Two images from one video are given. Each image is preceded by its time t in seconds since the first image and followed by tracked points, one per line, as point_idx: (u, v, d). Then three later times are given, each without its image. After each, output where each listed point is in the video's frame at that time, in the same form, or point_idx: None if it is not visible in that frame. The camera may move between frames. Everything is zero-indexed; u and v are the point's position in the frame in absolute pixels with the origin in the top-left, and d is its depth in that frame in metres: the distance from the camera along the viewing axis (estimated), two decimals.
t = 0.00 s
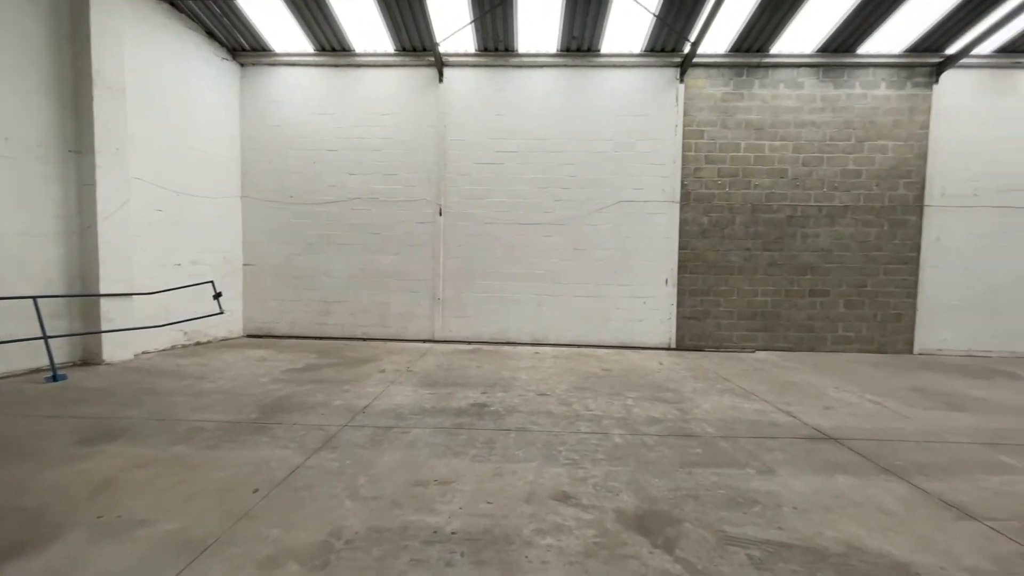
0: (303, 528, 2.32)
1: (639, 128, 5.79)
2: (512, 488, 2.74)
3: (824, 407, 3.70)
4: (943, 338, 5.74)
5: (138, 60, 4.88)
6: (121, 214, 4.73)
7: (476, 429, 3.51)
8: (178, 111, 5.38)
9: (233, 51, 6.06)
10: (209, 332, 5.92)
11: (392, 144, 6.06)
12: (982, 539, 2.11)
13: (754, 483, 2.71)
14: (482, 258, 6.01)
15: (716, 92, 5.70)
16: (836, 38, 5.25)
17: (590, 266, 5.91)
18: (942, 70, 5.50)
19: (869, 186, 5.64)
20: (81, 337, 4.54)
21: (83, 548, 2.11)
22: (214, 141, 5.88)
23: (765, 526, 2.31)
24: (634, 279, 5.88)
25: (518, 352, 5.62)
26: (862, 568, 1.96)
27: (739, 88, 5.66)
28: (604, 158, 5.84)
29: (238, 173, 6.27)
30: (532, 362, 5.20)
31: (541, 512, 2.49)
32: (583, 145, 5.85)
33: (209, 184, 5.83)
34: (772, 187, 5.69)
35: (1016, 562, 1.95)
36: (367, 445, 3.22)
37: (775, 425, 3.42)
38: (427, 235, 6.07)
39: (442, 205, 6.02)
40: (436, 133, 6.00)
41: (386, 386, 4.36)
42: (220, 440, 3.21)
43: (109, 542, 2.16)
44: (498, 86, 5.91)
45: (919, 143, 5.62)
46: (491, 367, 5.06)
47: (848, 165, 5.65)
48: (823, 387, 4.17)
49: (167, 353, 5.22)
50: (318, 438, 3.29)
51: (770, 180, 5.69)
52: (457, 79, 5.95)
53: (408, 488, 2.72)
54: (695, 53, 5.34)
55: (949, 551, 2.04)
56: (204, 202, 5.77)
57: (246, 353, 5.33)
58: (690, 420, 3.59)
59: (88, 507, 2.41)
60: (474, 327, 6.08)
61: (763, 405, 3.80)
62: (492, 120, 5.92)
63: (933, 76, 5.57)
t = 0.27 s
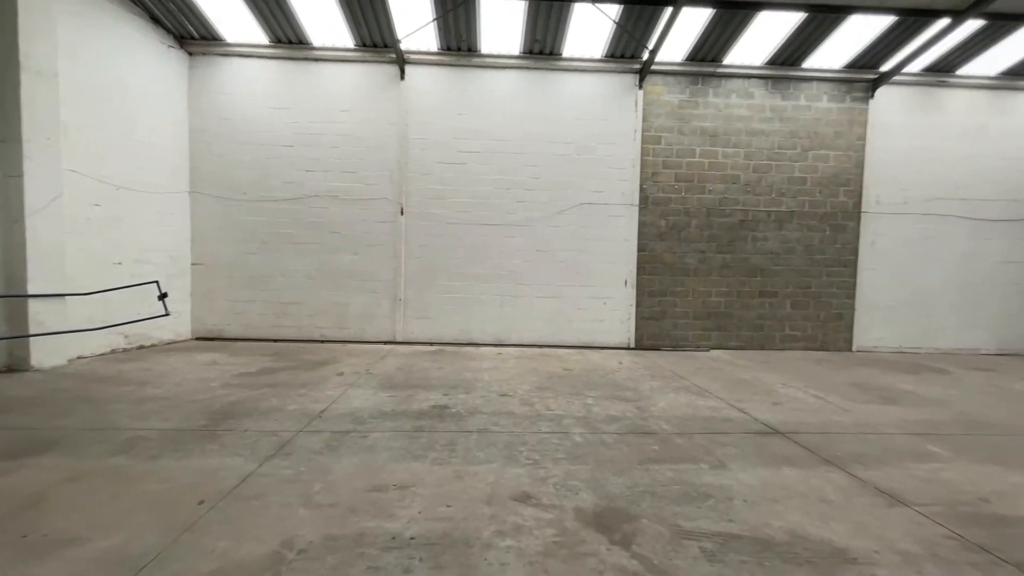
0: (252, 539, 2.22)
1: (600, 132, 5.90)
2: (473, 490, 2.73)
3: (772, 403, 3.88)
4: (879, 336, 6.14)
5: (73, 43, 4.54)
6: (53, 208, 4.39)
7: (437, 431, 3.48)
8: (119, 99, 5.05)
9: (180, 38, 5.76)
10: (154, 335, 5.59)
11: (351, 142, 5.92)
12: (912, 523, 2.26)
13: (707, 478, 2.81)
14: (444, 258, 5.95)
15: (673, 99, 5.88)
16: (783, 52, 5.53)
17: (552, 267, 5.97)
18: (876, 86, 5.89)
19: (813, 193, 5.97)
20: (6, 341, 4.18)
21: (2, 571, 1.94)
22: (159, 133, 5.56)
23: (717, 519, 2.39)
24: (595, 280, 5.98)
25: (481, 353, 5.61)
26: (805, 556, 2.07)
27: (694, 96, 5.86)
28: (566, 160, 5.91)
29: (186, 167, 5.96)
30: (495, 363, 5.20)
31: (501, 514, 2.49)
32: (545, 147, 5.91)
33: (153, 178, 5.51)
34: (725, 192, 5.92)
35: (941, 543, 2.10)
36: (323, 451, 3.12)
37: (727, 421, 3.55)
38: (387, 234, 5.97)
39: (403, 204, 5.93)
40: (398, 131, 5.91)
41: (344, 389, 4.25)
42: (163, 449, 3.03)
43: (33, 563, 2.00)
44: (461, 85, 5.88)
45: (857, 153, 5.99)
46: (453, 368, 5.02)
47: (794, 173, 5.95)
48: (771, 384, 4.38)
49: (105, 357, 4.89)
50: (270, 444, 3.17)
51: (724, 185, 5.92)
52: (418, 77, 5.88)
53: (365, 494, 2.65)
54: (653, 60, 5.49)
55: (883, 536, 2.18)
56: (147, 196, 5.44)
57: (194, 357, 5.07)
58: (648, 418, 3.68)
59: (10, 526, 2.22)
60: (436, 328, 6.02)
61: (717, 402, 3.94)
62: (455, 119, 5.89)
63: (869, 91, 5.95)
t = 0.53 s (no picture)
0: (195, 553, 2.09)
1: (562, 134, 5.97)
2: (432, 494, 2.69)
3: (724, 399, 4.03)
4: (822, 335, 6.50)
5: None
6: None
7: (396, 435, 3.41)
8: (50, 85, 4.68)
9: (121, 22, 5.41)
10: (89, 338, 5.22)
11: (308, 137, 5.73)
12: (850, 511, 2.39)
13: (662, 474, 2.88)
14: (404, 258, 5.86)
15: (632, 104, 6.03)
16: (734, 62, 5.78)
17: (514, 268, 5.99)
18: (819, 98, 6.24)
19: (762, 199, 6.26)
20: None
21: None
22: (97, 122, 5.20)
23: (671, 514, 2.45)
24: (556, 281, 6.04)
25: (442, 354, 5.56)
26: (753, 546, 2.15)
27: (652, 102, 6.02)
28: (529, 162, 5.95)
29: (126, 160, 5.60)
30: (456, 364, 5.16)
31: (460, 517, 2.46)
32: (508, 148, 5.92)
33: (90, 171, 5.14)
34: (681, 196, 6.11)
35: (874, 529, 2.23)
36: (275, 458, 3.00)
37: (681, 418, 3.66)
38: (346, 233, 5.82)
39: (363, 203, 5.80)
40: (357, 128, 5.77)
41: (299, 394, 4.10)
42: (97, 461, 2.82)
43: None
44: (422, 84, 5.80)
45: (802, 162, 6.33)
46: (414, 370, 4.95)
47: (745, 179, 6.22)
48: (723, 381, 4.55)
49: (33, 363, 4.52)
50: (218, 453, 3.01)
51: (679, 189, 6.11)
52: (378, 73, 5.76)
53: (319, 501, 2.56)
54: (613, 65, 5.61)
55: (824, 524, 2.29)
56: (83, 190, 5.07)
57: (135, 362, 4.77)
58: (606, 416, 3.74)
59: None
60: (397, 329, 5.92)
61: (672, 400, 4.06)
62: (416, 118, 5.81)
63: (813, 103, 6.30)
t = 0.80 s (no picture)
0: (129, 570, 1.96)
1: (524, 136, 6.00)
2: (389, 498, 2.63)
3: (679, 397, 4.15)
4: (770, 333, 6.82)
5: None
6: None
7: (353, 439, 3.32)
8: None
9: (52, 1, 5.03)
10: (15, 342, 4.81)
11: (261, 131, 5.51)
12: (794, 501, 2.50)
13: (619, 471, 2.93)
14: (363, 257, 5.73)
15: (593, 107, 6.13)
16: (689, 70, 5.98)
17: (477, 268, 5.97)
18: (768, 108, 6.54)
19: (715, 203, 6.50)
20: None
21: None
22: (25, 108, 4.79)
23: (628, 510, 2.50)
24: (518, 281, 6.07)
25: (403, 355, 5.47)
26: (704, 539, 2.21)
27: (611, 106, 6.14)
28: (491, 162, 5.94)
29: (60, 149, 5.19)
30: (417, 365, 5.09)
31: (418, 521, 2.41)
32: (470, 148, 5.90)
33: (17, 160, 4.74)
34: (639, 199, 6.27)
35: (816, 517, 2.34)
36: (222, 467, 2.86)
37: (638, 415, 3.74)
38: (302, 231, 5.63)
39: (320, 200, 5.63)
40: (314, 123, 5.60)
41: (250, 398, 3.93)
42: (20, 476, 2.60)
43: None
44: (383, 80, 5.69)
45: (752, 168, 6.62)
46: (372, 372, 4.84)
47: (699, 184, 6.44)
48: (678, 379, 4.69)
49: None
50: (158, 463, 2.84)
51: (638, 192, 6.27)
52: (336, 67, 5.60)
53: (269, 510, 2.45)
54: (574, 69, 5.69)
55: (770, 514, 2.38)
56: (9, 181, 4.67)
57: (67, 367, 4.43)
58: (566, 415, 3.78)
59: None
60: (356, 330, 5.78)
61: (630, 398, 4.15)
62: (376, 114, 5.69)
63: (762, 112, 6.60)
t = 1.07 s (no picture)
0: None
1: (487, 136, 6.00)
2: (345, 504, 2.55)
3: (638, 395, 4.25)
4: (723, 332, 7.11)
5: None
6: None
7: (308, 444, 3.22)
8: None
9: None
10: None
11: (211, 123, 5.25)
12: (744, 492, 2.60)
13: (579, 469, 2.96)
14: (322, 256, 5.56)
15: (555, 109, 6.20)
16: (647, 76, 6.16)
17: (439, 268, 5.92)
18: (721, 115, 6.81)
19: (672, 206, 6.72)
20: None
21: None
22: None
23: (587, 508, 2.53)
24: (481, 282, 6.06)
25: (362, 357, 5.35)
26: (660, 533, 2.27)
27: (573, 109, 6.23)
28: (454, 161, 5.90)
29: None
30: (377, 367, 4.99)
31: (375, 526, 2.36)
32: (433, 146, 5.83)
33: None
34: (600, 202, 6.39)
35: (763, 507, 2.45)
36: (165, 477, 2.70)
37: (597, 414, 3.81)
38: (256, 229, 5.40)
39: (275, 196, 5.43)
40: (269, 116, 5.39)
41: (198, 403, 3.74)
42: None
43: None
44: (342, 74, 5.55)
45: (706, 173, 6.88)
46: (331, 374, 4.72)
47: (657, 187, 6.63)
48: (637, 377, 4.81)
49: None
50: (93, 475, 2.65)
51: (599, 195, 6.38)
52: (293, 59, 5.42)
53: (216, 520, 2.33)
54: (536, 70, 5.74)
55: (721, 506, 2.47)
56: None
57: None
58: (527, 415, 3.80)
59: None
60: (313, 332, 5.61)
61: (591, 397, 4.21)
62: (335, 109, 5.54)
63: (716, 119, 6.86)
